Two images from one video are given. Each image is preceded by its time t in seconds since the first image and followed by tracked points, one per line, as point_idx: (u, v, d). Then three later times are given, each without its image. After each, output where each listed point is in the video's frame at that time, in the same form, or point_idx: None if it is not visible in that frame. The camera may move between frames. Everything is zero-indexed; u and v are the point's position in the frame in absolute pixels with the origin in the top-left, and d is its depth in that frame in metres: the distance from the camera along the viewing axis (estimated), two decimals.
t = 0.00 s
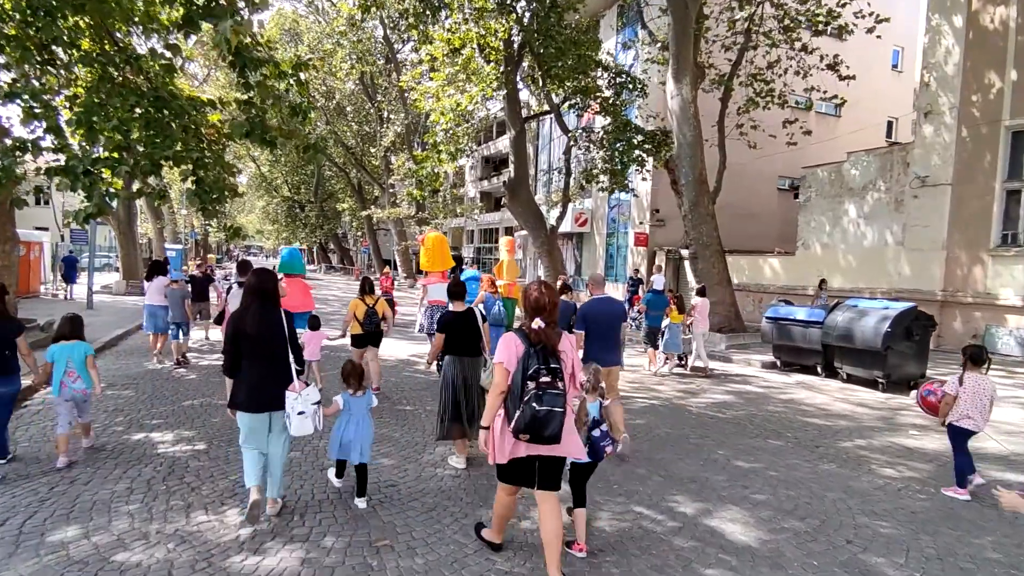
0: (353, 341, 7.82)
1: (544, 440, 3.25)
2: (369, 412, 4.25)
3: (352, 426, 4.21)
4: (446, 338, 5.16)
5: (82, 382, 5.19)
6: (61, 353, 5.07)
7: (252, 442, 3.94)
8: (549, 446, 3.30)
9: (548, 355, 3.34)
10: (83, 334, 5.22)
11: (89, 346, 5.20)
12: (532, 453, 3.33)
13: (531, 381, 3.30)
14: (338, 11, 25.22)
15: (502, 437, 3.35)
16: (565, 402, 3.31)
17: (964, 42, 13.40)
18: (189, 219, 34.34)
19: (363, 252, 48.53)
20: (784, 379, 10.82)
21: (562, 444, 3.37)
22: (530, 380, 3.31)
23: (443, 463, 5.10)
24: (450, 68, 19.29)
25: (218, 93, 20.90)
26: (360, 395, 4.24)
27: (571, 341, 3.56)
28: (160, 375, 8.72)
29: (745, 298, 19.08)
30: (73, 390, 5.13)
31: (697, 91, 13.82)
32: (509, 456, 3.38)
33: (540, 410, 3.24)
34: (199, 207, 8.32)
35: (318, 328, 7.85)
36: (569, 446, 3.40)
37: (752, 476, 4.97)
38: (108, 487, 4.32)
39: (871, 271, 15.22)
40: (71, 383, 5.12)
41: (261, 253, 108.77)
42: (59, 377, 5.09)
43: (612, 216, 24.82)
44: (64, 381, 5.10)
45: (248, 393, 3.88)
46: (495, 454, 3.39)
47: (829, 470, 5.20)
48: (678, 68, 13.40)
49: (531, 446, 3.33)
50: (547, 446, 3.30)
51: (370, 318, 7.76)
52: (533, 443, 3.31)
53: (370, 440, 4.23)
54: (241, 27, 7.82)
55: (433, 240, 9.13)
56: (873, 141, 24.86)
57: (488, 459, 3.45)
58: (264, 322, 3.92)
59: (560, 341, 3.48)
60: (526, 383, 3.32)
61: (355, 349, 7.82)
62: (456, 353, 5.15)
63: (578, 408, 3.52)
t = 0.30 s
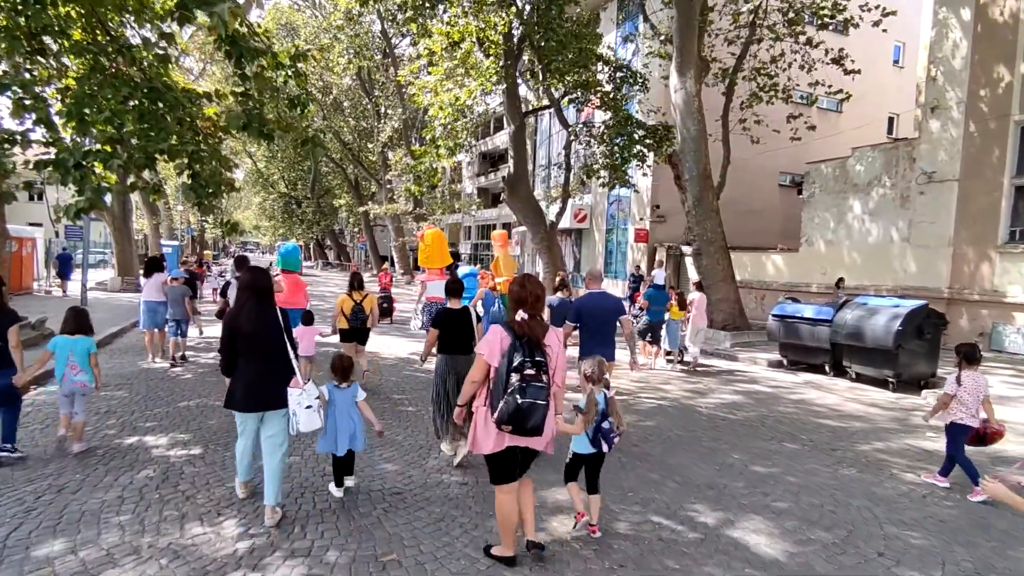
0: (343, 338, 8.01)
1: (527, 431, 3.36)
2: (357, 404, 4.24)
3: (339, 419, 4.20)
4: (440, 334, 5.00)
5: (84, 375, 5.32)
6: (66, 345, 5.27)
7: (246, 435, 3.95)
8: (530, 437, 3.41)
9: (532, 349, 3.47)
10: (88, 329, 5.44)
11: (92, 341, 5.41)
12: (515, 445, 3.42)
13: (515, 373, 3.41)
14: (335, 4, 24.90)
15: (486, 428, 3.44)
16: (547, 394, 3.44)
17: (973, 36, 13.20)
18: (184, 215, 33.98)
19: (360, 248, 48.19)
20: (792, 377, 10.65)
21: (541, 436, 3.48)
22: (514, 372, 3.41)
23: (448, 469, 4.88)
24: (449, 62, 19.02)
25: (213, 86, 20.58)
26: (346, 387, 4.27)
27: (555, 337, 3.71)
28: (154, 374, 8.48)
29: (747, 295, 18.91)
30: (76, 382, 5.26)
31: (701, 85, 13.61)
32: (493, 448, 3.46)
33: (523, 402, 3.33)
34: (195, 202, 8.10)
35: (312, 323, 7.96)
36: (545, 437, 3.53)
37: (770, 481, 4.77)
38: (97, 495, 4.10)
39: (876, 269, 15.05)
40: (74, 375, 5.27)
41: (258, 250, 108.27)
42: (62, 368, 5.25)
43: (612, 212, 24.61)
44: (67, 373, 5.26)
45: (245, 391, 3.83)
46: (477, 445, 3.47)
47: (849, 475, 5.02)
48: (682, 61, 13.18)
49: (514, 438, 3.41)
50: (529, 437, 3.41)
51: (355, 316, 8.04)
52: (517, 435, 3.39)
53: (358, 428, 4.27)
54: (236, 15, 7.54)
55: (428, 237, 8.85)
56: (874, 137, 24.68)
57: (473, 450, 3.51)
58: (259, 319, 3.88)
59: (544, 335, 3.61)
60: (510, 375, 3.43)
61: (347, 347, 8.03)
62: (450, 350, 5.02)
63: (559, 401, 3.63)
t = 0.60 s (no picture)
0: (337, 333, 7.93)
1: (520, 428, 3.25)
2: (353, 407, 4.19)
3: (335, 422, 4.17)
4: (435, 327, 5.19)
5: (85, 370, 5.34)
6: (67, 343, 5.25)
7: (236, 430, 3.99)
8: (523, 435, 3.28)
9: (523, 345, 3.37)
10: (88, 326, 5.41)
11: (93, 338, 5.40)
12: (507, 441, 3.31)
13: (507, 369, 3.29)
14: None
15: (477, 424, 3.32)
16: (540, 391, 3.33)
17: (985, 28, 12.97)
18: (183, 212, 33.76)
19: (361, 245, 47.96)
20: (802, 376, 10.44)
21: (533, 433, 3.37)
22: (505, 368, 3.30)
23: (456, 473, 4.67)
24: (450, 57, 18.79)
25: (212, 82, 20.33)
26: (342, 389, 4.20)
27: (546, 336, 3.60)
28: (151, 373, 8.27)
29: (753, 291, 18.70)
30: (74, 378, 5.27)
31: (708, 78, 13.37)
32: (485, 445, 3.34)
33: (515, 397, 3.22)
34: (193, 196, 7.91)
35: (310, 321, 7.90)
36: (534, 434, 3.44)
37: (793, 486, 4.56)
38: (89, 503, 3.90)
39: (884, 265, 14.84)
40: (74, 371, 5.27)
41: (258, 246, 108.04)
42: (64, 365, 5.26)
43: (615, 208, 24.38)
44: (69, 370, 5.26)
45: (236, 384, 3.91)
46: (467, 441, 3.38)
47: (875, 479, 4.82)
48: (689, 53, 12.94)
49: (506, 434, 3.30)
50: (522, 434, 3.29)
51: (351, 312, 7.91)
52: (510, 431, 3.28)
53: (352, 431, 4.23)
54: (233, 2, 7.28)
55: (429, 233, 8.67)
56: (879, 132, 24.44)
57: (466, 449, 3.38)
58: (248, 314, 3.99)
59: (534, 333, 3.50)
60: (502, 371, 3.32)
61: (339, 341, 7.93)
62: (443, 344, 5.19)
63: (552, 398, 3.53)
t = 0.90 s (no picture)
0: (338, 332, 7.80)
1: (530, 418, 3.40)
2: (355, 393, 4.40)
3: (335, 411, 4.31)
4: (430, 325, 5.18)
5: (96, 363, 5.56)
6: (77, 337, 5.46)
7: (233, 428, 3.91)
8: (531, 423, 3.44)
9: (529, 337, 3.48)
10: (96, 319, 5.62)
11: (101, 331, 5.60)
12: (516, 429, 3.46)
13: (516, 361, 3.41)
14: None
15: (487, 416, 3.44)
16: (547, 380, 3.48)
17: (1011, 17, 12.59)
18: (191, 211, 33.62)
19: (368, 244, 47.76)
20: (822, 374, 10.13)
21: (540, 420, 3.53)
22: (513, 360, 3.42)
23: (473, 481, 4.42)
24: (459, 52, 18.52)
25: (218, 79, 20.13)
26: (344, 376, 4.38)
27: (547, 321, 3.69)
28: (156, 374, 8.07)
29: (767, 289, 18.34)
30: (87, 371, 5.50)
31: (724, 71, 13.05)
32: (493, 434, 3.48)
33: (525, 389, 3.36)
34: (197, 192, 7.73)
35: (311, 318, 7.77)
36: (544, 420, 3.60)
37: (832, 495, 4.27)
38: (85, 514, 3.66)
39: (904, 261, 14.46)
40: (86, 363, 5.51)
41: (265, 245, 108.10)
42: (75, 357, 5.50)
43: (625, 205, 24.06)
44: (80, 362, 5.50)
45: (233, 379, 3.91)
46: (475, 431, 3.47)
47: (918, 487, 4.53)
48: (705, 44, 12.62)
49: (515, 423, 3.45)
50: (530, 423, 3.45)
51: (356, 309, 7.77)
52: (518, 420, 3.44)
53: (353, 418, 4.35)
54: None
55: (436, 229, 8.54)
56: (894, 127, 24.01)
57: (468, 436, 3.52)
58: (247, 310, 3.98)
59: (538, 321, 3.59)
60: (511, 363, 3.43)
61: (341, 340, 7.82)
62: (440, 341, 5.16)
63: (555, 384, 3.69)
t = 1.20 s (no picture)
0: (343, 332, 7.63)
1: (527, 423, 3.30)
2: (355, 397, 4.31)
3: (338, 414, 4.26)
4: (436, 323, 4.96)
5: (111, 363, 5.61)
6: (95, 338, 5.55)
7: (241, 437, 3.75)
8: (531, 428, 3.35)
9: (525, 341, 3.40)
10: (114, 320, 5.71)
11: (118, 332, 5.66)
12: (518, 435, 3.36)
13: (511, 366, 3.35)
14: None
15: (487, 421, 3.41)
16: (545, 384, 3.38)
17: None
18: (201, 210, 33.65)
19: (378, 242, 47.65)
20: (847, 376, 9.82)
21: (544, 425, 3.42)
22: (509, 365, 3.36)
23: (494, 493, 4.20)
24: (469, 48, 18.28)
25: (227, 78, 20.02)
26: (343, 379, 4.30)
27: (544, 324, 3.63)
28: (164, 377, 7.91)
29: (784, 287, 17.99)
30: (103, 371, 5.56)
31: (742, 64, 12.74)
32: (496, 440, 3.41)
33: (522, 394, 3.27)
34: (205, 190, 7.56)
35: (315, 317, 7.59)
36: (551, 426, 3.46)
37: (878, 510, 4.00)
38: (87, 530, 3.47)
39: (928, 259, 14.08)
40: (101, 364, 5.57)
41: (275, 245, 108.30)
42: (92, 358, 5.57)
43: (637, 203, 23.75)
44: (96, 363, 5.56)
45: (242, 384, 3.78)
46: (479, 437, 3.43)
47: (968, 501, 4.25)
48: (723, 37, 12.31)
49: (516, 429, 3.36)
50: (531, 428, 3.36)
51: (360, 308, 7.58)
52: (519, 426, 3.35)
53: (356, 421, 4.30)
54: None
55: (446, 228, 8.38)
56: (912, 122, 23.53)
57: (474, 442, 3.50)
58: (258, 313, 3.82)
59: (534, 325, 3.53)
60: (507, 368, 3.37)
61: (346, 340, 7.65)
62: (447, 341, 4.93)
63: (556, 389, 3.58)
